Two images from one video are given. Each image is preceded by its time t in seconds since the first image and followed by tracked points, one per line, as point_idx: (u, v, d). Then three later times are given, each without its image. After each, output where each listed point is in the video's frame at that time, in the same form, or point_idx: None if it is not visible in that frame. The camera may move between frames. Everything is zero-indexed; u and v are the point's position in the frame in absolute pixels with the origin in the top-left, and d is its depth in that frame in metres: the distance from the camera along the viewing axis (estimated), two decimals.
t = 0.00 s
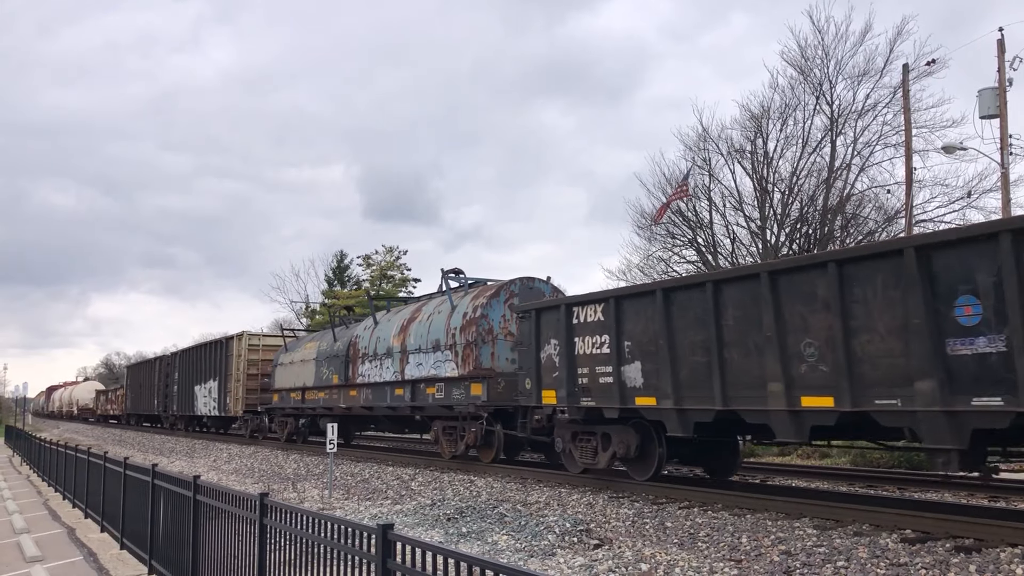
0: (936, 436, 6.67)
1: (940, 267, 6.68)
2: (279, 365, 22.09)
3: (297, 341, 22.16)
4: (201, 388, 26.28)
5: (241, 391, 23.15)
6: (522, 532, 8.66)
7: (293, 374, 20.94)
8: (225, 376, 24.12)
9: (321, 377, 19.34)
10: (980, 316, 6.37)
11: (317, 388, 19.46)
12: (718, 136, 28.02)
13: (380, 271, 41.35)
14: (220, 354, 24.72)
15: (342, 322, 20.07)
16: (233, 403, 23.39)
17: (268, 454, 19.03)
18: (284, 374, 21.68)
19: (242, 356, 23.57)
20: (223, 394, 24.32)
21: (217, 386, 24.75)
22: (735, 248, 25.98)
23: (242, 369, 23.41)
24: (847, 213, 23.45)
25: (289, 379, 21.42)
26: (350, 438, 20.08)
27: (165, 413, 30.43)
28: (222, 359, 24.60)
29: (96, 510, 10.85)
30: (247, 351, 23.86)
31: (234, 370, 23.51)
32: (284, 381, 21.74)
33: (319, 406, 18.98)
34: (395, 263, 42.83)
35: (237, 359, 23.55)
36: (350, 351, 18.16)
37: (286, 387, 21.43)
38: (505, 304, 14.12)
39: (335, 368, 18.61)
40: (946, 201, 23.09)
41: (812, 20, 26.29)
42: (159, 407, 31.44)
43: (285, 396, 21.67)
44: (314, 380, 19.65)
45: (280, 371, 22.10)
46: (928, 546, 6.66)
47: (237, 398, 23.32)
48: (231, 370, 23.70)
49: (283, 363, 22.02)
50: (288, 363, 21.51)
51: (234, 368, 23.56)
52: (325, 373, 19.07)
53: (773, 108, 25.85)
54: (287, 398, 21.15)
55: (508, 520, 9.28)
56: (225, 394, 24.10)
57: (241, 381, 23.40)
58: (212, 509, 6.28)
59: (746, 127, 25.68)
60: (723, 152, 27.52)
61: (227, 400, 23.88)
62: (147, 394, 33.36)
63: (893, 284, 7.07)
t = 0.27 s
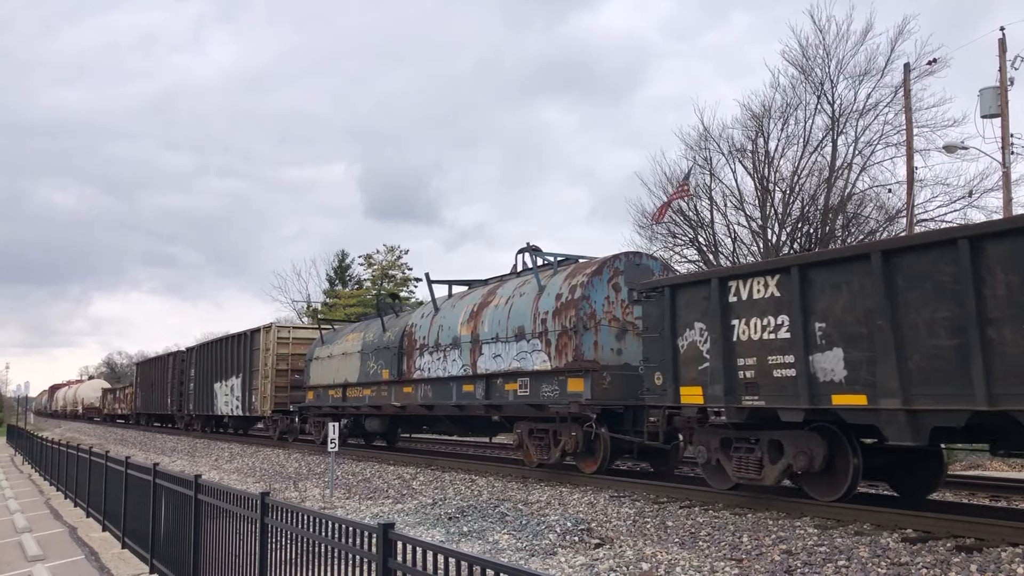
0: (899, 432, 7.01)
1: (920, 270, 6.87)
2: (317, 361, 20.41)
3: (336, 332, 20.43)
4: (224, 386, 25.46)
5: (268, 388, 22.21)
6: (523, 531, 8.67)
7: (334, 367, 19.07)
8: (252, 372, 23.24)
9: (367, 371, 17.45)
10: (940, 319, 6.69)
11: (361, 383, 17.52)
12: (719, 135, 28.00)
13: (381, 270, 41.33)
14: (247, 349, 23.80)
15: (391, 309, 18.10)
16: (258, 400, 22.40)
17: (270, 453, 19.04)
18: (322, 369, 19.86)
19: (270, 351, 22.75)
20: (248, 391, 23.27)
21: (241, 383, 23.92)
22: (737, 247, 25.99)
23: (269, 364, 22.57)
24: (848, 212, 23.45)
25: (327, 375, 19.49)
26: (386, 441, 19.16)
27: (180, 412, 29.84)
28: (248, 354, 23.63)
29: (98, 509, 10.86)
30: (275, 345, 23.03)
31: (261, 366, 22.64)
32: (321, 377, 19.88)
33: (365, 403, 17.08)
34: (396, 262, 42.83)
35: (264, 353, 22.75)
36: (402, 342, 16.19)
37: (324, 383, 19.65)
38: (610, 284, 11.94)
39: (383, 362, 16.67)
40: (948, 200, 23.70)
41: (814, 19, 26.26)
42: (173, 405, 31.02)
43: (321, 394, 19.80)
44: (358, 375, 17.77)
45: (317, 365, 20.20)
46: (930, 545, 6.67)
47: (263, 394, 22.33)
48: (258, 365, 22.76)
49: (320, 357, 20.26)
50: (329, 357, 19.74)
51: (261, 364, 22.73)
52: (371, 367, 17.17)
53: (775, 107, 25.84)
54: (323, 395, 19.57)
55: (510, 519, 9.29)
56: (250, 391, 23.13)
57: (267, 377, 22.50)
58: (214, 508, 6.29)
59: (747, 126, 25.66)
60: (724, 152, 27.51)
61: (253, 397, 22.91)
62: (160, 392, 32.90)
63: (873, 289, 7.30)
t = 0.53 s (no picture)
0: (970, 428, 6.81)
1: (893, 268, 7.72)
2: (362, 354, 18.09)
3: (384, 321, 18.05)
4: (250, 382, 23.56)
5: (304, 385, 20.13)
6: (524, 531, 8.67)
7: (384, 361, 16.88)
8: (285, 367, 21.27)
9: (425, 366, 15.27)
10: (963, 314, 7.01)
11: (419, 380, 15.34)
12: (720, 135, 27.99)
13: (381, 270, 41.35)
14: (280, 342, 21.74)
15: (451, 294, 15.83)
16: (291, 398, 20.44)
17: (270, 452, 19.05)
18: (370, 364, 17.64)
19: (305, 344, 20.59)
20: (281, 388, 21.28)
21: (271, 379, 21.95)
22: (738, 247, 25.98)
23: (304, 359, 20.41)
24: (849, 212, 23.44)
25: (376, 370, 17.32)
26: (438, 445, 16.78)
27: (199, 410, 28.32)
28: (284, 347, 21.54)
29: (98, 508, 10.87)
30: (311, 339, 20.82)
31: (296, 360, 20.59)
32: (368, 374, 17.65)
33: (427, 403, 14.93)
34: (397, 261, 42.85)
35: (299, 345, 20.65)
36: (473, 332, 14.08)
37: (369, 380, 17.53)
38: (764, 254, 9.67)
39: (450, 355, 14.51)
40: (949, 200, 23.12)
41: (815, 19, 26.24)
42: (188, 405, 29.85)
43: (367, 391, 17.64)
44: (415, 372, 15.58)
45: (365, 358, 17.94)
46: (930, 545, 6.66)
47: (297, 392, 20.35)
48: (293, 360, 20.72)
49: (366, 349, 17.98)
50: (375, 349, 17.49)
51: (296, 357, 20.66)
52: (433, 360, 15.00)
53: (775, 107, 25.82)
54: (370, 393, 17.42)
55: (510, 519, 9.29)
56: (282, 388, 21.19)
57: (302, 373, 20.43)
58: (213, 507, 6.30)
59: (748, 126, 25.63)
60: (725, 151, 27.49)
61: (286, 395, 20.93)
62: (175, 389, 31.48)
63: (862, 288, 8.05)
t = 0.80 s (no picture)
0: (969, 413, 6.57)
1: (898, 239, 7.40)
2: (417, 347, 15.91)
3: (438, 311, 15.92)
4: (282, 380, 21.69)
5: (346, 381, 18.04)
6: (523, 531, 8.67)
7: (446, 355, 14.69)
8: (324, 363, 19.32)
9: (500, 360, 13.02)
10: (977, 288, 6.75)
11: (494, 377, 13.12)
12: (719, 136, 27.99)
13: (381, 270, 41.38)
14: (319, 335, 19.82)
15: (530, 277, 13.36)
16: (330, 397, 18.42)
17: (269, 453, 19.05)
18: (427, 359, 15.44)
19: (348, 335, 18.52)
20: (321, 385, 19.25)
21: (308, 376, 20.04)
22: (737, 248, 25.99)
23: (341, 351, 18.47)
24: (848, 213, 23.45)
25: (434, 365, 15.15)
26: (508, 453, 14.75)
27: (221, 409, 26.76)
28: (323, 340, 19.48)
29: (97, 508, 10.88)
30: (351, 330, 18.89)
31: (338, 354, 18.59)
32: (425, 369, 15.49)
33: (504, 404, 12.66)
34: (397, 262, 42.85)
35: (341, 338, 18.60)
36: (568, 319, 11.54)
37: (425, 377, 15.39)
38: (1018, 208, 7.00)
39: (533, 348, 12.16)
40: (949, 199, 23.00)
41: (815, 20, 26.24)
42: (205, 405, 28.68)
43: (423, 389, 15.46)
44: (486, 367, 13.37)
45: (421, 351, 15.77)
46: (930, 546, 6.66)
47: (338, 389, 18.32)
48: (334, 354, 18.70)
49: (421, 341, 15.84)
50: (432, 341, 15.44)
51: (338, 351, 18.63)
52: (511, 354, 12.71)
53: (775, 108, 25.81)
54: (425, 391, 15.34)
55: (510, 520, 9.29)
56: (321, 385, 19.23)
57: (343, 369, 18.35)
58: (213, 508, 6.29)
59: (747, 126, 25.62)
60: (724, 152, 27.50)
61: (324, 393, 18.98)
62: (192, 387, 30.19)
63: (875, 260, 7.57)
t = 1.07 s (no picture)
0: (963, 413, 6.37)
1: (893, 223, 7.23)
2: (488, 337, 13.71)
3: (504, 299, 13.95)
4: (318, 376, 19.65)
5: (399, 378, 15.91)
6: (522, 533, 8.67)
7: (528, 345, 12.42)
8: (371, 358, 17.22)
9: (607, 350, 10.65)
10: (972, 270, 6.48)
11: (600, 371, 10.71)
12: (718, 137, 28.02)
13: (380, 272, 41.42)
14: (364, 326, 17.68)
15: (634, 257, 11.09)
16: (379, 395, 16.33)
17: (268, 454, 19.05)
18: (501, 351, 13.20)
19: (399, 327, 16.35)
20: (370, 382, 17.06)
21: (351, 373, 17.92)
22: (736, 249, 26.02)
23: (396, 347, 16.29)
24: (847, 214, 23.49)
25: (512, 359, 12.86)
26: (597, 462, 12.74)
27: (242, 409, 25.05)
28: (371, 332, 17.33)
29: (96, 510, 10.87)
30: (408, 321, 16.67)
31: (388, 348, 16.42)
32: (493, 363, 13.40)
33: (612, 404, 10.27)
34: (396, 263, 42.87)
35: (391, 330, 16.47)
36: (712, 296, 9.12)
37: (499, 374, 13.18)
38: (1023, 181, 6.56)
39: (655, 336, 9.71)
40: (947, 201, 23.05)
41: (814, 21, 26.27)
42: (224, 405, 27.10)
43: (497, 386, 13.20)
44: (586, 360, 11.01)
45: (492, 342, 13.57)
46: (929, 547, 6.67)
47: (388, 388, 16.17)
48: (384, 347, 16.55)
49: (491, 331, 13.61)
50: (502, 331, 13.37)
51: (388, 344, 16.47)
52: (624, 342, 10.32)
53: (774, 109, 25.83)
54: (495, 387, 13.22)
55: (509, 521, 9.28)
56: (369, 382, 17.14)
57: (394, 365, 16.21)
58: (212, 510, 6.29)
59: (746, 128, 25.63)
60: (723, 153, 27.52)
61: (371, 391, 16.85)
62: (209, 386, 28.71)
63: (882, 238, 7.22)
